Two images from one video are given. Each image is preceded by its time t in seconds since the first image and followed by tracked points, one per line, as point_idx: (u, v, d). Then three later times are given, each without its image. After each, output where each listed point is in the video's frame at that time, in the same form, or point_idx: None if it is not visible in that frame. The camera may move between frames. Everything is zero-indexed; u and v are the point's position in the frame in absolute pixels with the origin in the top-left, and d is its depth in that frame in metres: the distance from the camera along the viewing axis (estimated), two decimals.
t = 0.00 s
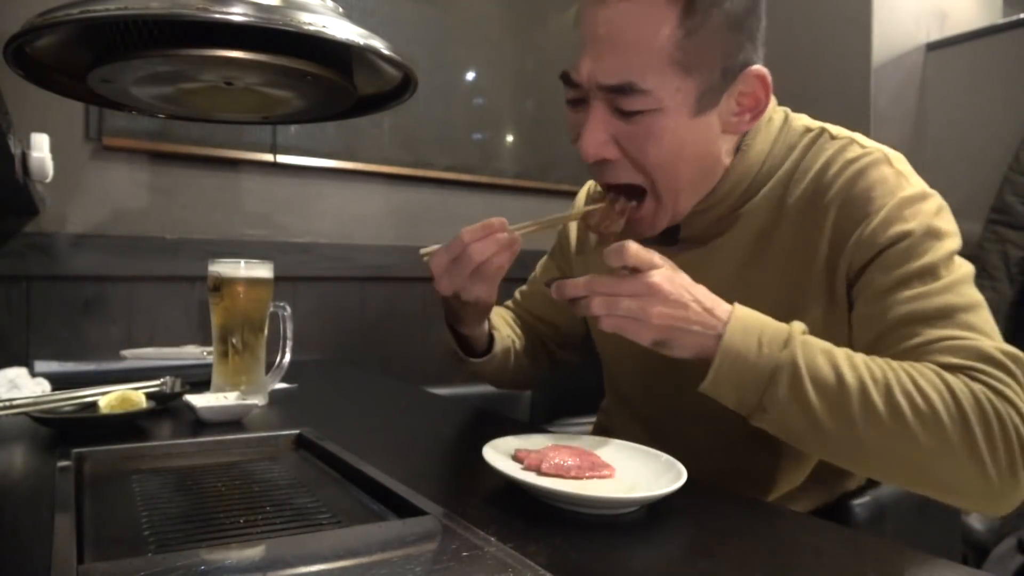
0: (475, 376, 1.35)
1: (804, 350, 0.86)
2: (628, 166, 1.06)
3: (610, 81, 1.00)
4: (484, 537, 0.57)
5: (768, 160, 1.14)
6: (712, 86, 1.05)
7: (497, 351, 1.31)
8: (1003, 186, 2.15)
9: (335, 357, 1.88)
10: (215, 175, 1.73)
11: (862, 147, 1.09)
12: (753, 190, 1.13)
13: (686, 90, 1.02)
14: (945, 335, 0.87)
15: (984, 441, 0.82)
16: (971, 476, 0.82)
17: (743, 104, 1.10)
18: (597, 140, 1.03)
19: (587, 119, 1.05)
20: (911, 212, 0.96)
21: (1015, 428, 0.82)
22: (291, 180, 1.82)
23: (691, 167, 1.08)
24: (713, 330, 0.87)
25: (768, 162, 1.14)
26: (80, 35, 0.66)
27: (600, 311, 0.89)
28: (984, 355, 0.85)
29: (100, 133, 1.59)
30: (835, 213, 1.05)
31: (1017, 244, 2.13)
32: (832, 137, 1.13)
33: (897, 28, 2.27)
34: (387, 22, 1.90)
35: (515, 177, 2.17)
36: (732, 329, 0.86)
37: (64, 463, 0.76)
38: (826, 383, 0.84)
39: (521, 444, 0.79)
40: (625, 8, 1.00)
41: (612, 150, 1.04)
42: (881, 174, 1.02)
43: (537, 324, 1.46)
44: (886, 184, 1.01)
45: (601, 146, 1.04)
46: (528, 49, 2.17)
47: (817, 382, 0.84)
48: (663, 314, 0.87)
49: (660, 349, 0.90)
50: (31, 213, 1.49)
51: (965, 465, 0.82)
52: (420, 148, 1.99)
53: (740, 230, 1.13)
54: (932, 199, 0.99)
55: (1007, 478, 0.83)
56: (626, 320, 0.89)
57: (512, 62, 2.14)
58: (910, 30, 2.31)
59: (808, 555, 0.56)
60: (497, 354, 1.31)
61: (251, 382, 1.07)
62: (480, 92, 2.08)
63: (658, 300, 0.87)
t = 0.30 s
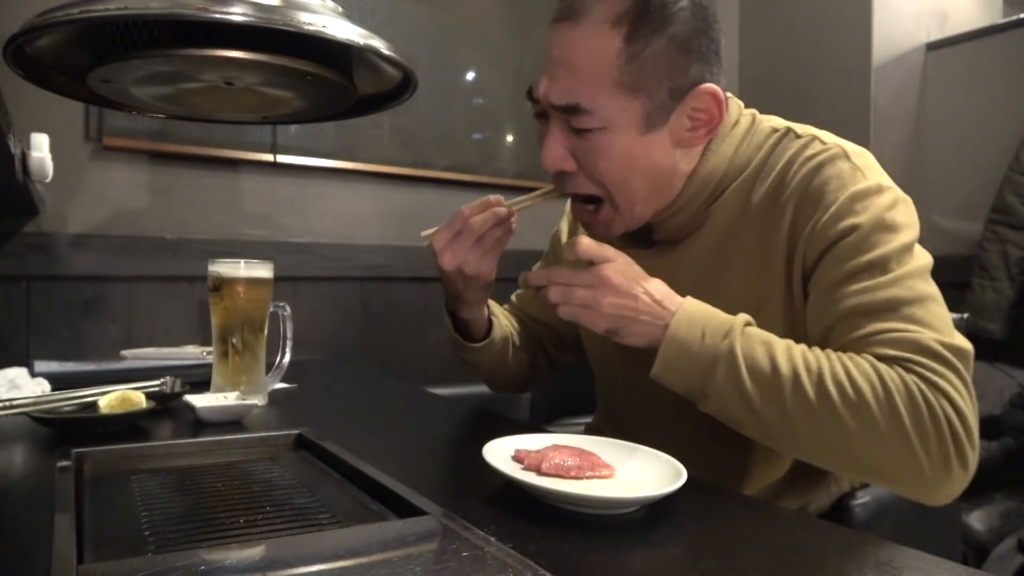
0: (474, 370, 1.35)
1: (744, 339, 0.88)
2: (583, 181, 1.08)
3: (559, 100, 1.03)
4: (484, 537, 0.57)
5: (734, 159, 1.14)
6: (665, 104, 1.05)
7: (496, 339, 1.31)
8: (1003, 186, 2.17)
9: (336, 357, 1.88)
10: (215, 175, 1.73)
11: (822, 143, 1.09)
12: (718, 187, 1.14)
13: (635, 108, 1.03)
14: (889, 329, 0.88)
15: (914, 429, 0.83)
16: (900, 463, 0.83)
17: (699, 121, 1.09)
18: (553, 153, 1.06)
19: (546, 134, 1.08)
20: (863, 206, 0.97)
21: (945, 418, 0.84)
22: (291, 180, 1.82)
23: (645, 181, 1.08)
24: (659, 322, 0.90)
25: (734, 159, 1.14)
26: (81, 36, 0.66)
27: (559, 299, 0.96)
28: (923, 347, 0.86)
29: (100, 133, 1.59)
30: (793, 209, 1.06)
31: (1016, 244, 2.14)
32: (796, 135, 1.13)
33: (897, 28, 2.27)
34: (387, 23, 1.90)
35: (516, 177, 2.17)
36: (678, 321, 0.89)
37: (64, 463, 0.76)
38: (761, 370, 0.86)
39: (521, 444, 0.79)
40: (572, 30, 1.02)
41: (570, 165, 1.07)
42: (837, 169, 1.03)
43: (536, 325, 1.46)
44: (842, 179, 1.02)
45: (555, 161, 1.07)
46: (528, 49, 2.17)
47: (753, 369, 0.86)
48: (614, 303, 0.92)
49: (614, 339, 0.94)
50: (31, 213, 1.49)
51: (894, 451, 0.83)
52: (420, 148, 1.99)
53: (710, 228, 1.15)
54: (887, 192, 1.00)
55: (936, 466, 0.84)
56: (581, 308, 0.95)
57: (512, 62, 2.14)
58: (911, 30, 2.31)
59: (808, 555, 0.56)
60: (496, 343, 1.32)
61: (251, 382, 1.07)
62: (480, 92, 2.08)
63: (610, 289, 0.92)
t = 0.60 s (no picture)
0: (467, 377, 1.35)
1: (713, 342, 0.88)
2: (563, 182, 1.10)
3: (539, 101, 1.04)
4: (484, 537, 0.57)
5: (717, 157, 1.15)
6: (643, 105, 1.05)
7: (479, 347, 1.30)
8: (1003, 186, 2.17)
9: (336, 357, 1.88)
10: (215, 175, 1.73)
11: (806, 142, 1.09)
12: (700, 185, 1.15)
13: (613, 110, 1.04)
14: (863, 327, 0.88)
15: (877, 430, 0.83)
16: (864, 462, 0.84)
17: (679, 120, 1.10)
18: (537, 153, 1.08)
19: (531, 135, 1.09)
20: (842, 204, 0.97)
21: (909, 418, 0.84)
22: (291, 181, 1.82)
23: (624, 180, 1.09)
24: (631, 324, 0.90)
25: (718, 156, 1.14)
26: (81, 36, 0.66)
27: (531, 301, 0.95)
28: (892, 347, 0.87)
29: (100, 133, 1.59)
30: (774, 208, 1.06)
31: (1016, 244, 2.15)
32: (782, 133, 1.13)
33: (897, 27, 2.27)
34: (387, 22, 1.90)
35: (515, 177, 2.17)
36: (648, 322, 0.89)
37: (64, 463, 0.76)
38: (729, 373, 0.86)
39: (521, 444, 0.79)
40: (550, 34, 1.03)
41: (552, 165, 1.08)
42: (819, 167, 1.03)
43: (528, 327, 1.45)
44: (823, 177, 1.02)
45: (536, 161, 1.09)
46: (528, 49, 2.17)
47: (721, 372, 0.87)
48: (584, 306, 0.91)
49: (585, 342, 0.94)
50: (32, 213, 1.49)
51: (858, 451, 0.84)
52: (420, 148, 1.99)
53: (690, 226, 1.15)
54: (866, 191, 1.00)
55: (899, 466, 0.85)
56: (552, 310, 0.94)
57: (512, 62, 2.14)
58: (911, 30, 2.31)
59: (808, 555, 0.56)
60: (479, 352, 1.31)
61: (250, 382, 1.07)
62: (480, 92, 2.08)
63: (580, 292, 0.92)
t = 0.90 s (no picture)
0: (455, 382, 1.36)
1: (691, 374, 0.86)
2: (576, 184, 1.10)
3: (545, 109, 1.05)
4: (484, 538, 0.57)
5: (717, 159, 1.15)
6: (645, 100, 1.05)
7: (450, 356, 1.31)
8: (1003, 185, 2.18)
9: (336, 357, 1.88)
10: (215, 175, 1.72)
11: (804, 146, 1.10)
12: (698, 188, 1.15)
13: (619, 109, 1.04)
14: (853, 333, 0.88)
15: (863, 439, 0.83)
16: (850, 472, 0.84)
17: (681, 114, 1.11)
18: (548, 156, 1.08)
19: (539, 139, 1.10)
20: (835, 206, 0.98)
21: (895, 426, 0.84)
22: (291, 181, 1.82)
23: (635, 176, 1.10)
24: (607, 368, 0.87)
25: (718, 159, 1.15)
26: (81, 36, 0.66)
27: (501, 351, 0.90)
28: (880, 353, 0.86)
29: (100, 133, 1.59)
30: (768, 212, 1.07)
31: (1016, 244, 2.15)
32: (781, 137, 1.14)
33: (897, 27, 2.27)
34: (387, 22, 1.90)
35: (516, 177, 2.17)
36: (621, 361, 0.86)
37: (64, 463, 0.76)
38: (711, 406, 0.83)
39: (521, 444, 0.79)
40: (545, 43, 1.03)
41: (563, 167, 1.09)
42: (815, 170, 1.04)
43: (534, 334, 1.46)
44: (819, 180, 1.02)
45: (547, 167, 1.09)
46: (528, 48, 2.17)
47: (703, 406, 0.84)
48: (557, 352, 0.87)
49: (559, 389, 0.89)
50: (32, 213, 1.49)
51: (844, 460, 0.83)
52: (420, 148, 1.99)
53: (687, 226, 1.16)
54: (860, 194, 1.00)
55: (886, 469, 0.84)
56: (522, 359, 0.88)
57: (513, 62, 2.14)
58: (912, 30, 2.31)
59: (809, 554, 0.56)
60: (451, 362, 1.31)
61: (251, 382, 1.07)
62: (480, 92, 2.08)
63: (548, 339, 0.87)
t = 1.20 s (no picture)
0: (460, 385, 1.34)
1: (681, 400, 0.86)
2: (584, 185, 1.10)
3: (553, 109, 1.04)
4: (484, 537, 0.57)
5: (720, 161, 1.15)
6: (649, 100, 1.05)
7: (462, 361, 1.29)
8: (1004, 185, 2.18)
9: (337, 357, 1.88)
10: (214, 175, 1.72)
11: (804, 148, 1.10)
12: (700, 189, 1.15)
13: (624, 109, 1.04)
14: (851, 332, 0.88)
15: (858, 440, 0.83)
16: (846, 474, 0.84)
17: (683, 114, 1.11)
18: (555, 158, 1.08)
19: (546, 141, 1.09)
20: (832, 206, 0.98)
21: (890, 425, 0.84)
22: (291, 181, 1.82)
23: (640, 175, 1.10)
24: (593, 408, 0.88)
25: (721, 161, 1.15)
26: (80, 35, 0.66)
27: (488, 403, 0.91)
28: (875, 352, 0.87)
29: (100, 133, 1.59)
30: (767, 213, 1.07)
31: (1016, 244, 2.15)
32: (782, 140, 1.14)
33: (898, 27, 2.27)
34: (387, 22, 1.90)
35: (516, 177, 2.17)
36: (609, 391, 0.87)
37: (64, 463, 0.76)
38: (703, 428, 0.83)
39: (521, 443, 0.79)
40: (551, 46, 1.04)
41: (570, 169, 1.09)
42: (813, 171, 1.04)
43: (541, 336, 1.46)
44: (818, 181, 1.02)
45: (555, 169, 1.09)
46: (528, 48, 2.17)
47: (696, 431, 0.84)
48: (540, 399, 0.88)
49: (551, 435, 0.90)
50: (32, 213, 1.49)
51: (839, 461, 0.83)
52: (420, 148, 1.99)
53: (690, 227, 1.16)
54: (856, 195, 1.00)
55: (883, 467, 0.84)
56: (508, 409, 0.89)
57: (513, 62, 2.15)
58: (912, 30, 2.31)
59: (809, 553, 0.57)
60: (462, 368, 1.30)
61: (250, 382, 1.07)
62: (480, 91, 2.08)
63: (528, 386, 0.89)
